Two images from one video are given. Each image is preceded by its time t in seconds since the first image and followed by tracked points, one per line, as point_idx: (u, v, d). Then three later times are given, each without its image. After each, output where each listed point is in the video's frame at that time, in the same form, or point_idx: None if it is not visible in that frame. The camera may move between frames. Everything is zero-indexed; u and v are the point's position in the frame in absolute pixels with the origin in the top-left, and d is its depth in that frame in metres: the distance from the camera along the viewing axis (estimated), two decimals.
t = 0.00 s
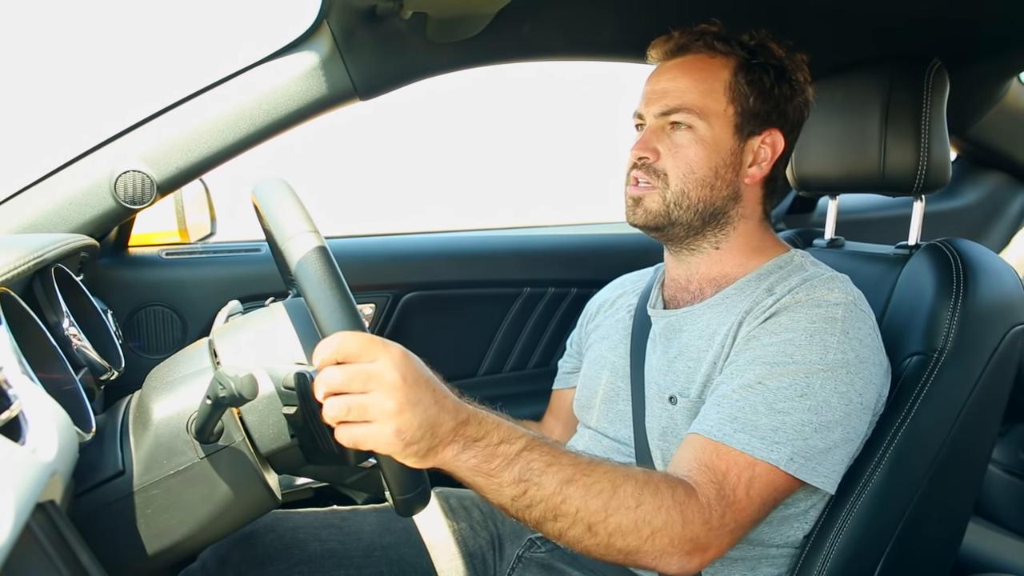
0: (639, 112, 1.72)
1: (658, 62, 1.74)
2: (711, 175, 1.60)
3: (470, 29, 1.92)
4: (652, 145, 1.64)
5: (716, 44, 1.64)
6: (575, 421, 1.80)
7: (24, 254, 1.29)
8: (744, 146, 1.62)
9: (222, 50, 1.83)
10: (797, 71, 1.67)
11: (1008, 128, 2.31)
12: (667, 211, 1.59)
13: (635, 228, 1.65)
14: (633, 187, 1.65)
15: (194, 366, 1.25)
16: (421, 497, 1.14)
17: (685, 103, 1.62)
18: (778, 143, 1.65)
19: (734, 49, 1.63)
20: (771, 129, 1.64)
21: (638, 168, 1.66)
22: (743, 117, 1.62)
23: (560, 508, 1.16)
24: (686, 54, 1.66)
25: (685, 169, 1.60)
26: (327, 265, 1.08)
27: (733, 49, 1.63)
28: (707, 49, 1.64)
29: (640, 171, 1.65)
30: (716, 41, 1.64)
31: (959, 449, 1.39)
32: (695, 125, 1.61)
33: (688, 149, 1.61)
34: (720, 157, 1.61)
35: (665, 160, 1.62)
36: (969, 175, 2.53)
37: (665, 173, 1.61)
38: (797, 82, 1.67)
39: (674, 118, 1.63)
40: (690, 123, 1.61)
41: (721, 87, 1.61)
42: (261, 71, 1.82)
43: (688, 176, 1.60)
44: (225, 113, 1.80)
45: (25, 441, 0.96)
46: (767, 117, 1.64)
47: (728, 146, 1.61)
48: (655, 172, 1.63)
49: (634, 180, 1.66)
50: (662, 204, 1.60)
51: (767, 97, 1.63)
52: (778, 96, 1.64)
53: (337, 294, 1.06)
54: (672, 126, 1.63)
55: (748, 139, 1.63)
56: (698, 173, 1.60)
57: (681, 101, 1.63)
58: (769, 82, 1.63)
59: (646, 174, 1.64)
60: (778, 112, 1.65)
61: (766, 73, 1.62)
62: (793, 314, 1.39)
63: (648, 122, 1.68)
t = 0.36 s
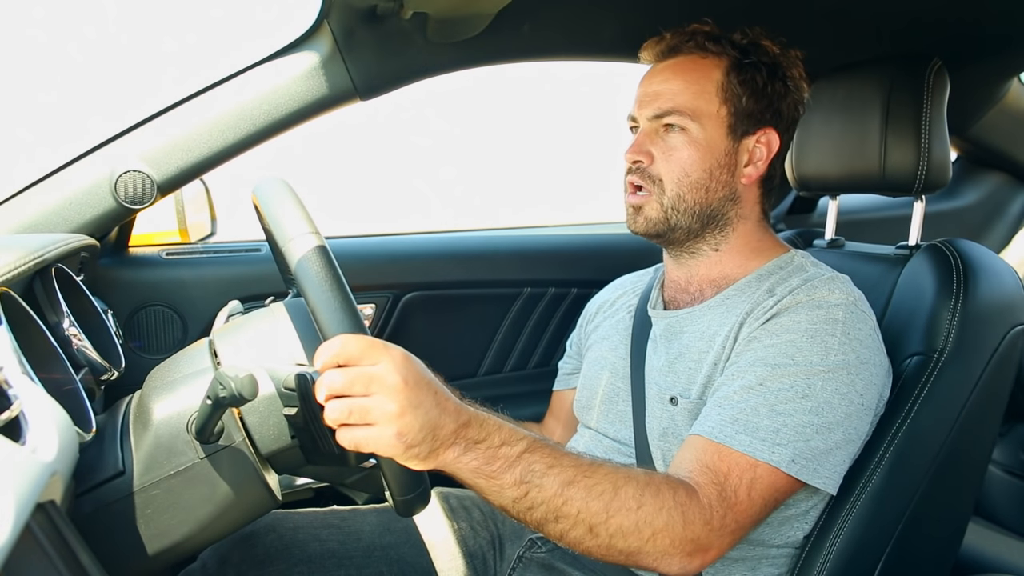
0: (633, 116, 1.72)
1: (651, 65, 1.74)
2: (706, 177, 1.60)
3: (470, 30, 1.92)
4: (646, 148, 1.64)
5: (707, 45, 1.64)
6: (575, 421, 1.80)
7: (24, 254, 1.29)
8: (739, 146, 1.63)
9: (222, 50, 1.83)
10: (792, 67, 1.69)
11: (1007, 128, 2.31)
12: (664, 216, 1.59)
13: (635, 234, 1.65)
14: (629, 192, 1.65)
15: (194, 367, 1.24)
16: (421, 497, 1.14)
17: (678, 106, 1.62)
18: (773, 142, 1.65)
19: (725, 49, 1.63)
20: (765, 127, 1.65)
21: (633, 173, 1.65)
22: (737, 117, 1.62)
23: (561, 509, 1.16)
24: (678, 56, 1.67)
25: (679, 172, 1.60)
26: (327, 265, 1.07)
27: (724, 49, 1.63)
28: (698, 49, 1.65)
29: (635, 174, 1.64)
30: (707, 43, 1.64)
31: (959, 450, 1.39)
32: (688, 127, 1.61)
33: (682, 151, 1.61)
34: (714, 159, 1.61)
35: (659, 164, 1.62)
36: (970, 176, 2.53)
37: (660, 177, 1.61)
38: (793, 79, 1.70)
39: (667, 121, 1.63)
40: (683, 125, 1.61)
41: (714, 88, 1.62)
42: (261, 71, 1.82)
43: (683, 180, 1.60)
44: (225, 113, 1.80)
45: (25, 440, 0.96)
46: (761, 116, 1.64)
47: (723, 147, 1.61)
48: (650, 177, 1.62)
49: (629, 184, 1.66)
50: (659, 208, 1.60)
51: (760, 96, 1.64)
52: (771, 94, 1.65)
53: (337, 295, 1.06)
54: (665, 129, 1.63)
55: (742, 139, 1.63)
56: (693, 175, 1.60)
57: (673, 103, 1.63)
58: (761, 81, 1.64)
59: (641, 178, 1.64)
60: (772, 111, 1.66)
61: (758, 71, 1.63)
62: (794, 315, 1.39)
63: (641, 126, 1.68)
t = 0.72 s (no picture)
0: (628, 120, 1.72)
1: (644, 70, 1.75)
2: (702, 178, 1.60)
3: (470, 30, 1.92)
4: (642, 152, 1.64)
5: (698, 47, 1.65)
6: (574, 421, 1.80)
7: (24, 254, 1.29)
8: (733, 147, 1.63)
9: (223, 50, 1.83)
10: (785, 67, 1.72)
11: (1007, 128, 2.31)
12: (661, 217, 1.59)
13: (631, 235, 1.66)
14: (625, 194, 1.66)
15: (193, 368, 1.24)
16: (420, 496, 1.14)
17: (671, 108, 1.63)
18: (768, 140, 1.66)
19: (717, 51, 1.64)
20: (759, 127, 1.66)
21: (629, 176, 1.66)
22: (731, 118, 1.62)
23: (556, 501, 1.16)
24: (670, 59, 1.67)
25: (675, 172, 1.60)
26: (326, 265, 1.08)
27: (715, 51, 1.64)
28: (689, 52, 1.66)
29: (632, 178, 1.65)
30: (698, 45, 1.65)
31: (960, 449, 1.39)
32: (683, 129, 1.61)
33: (678, 153, 1.61)
34: (709, 160, 1.61)
35: (656, 166, 1.62)
36: (969, 176, 2.53)
37: (657, 178, 1.61)
38: (785, 77, 1.72)
39: (662, 123, 1.63)
40: (678, 127, 1.62)
41: (707, 89, 1.62)
42: (260, 71, 1.82)
43: (679, 180, 1.60)
44: (225, 114, 1.80)
45: (25, 440, 0.96)
46: (754, 116, 1.65)
47: (718, 148, 1.61)
48: (647, 179, 1.63)
49: (626, 187, 1.66)
50: (656, 209, 1.60)
51: (752, 96, 1.64)
52: (764, 93, 1.66)
53: (337, 294, 1.06)
54: (660, 131, 1.63)
55: (736, 139, 1.63)
56: (688, 176, 1.60)
57: (667, 106, 1.63)
58: (753, 82, 1.64)
59: (638, 181, 1.64)
60: (764, 110, 1.67)
61: (750, 72, 1.64)
62: (789, 315, 1.39)
63: (636, 130, 1.69)
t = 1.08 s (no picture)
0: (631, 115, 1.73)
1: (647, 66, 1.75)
2: (703, 171, 1.60)
3: (469, 29, 1.92)
4: (643, 146, 1.65)
5: (699, 43, 1.65)
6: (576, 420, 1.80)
7: (24, 253, 1.29)
8: (735, 141, 1.62)
9: (223, 50, 1.83)
10: (789, 67, 1.70)
11: (1008, 128, 2.31)
12: (662, 211, 1.60)
13: (634, 230, 1.67)
14: (628, 189, 1.67)
15: (194, 367, 1.24)
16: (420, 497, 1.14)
17: (672, 103, 1.63)
18: (770, 136, 1.65)
19: (719, 47, 1.64)
20: (761, 121, 1.65)
21: (631, 170, 1.67)
22: (732, 113, 1.62)
23: (561, 508, 1.17)
24: (673, 55, 1.68)
25: (676, 167, 1.61)
26: (327, 266, 1.07)
27: (716, 47, 1.64)
28: (691, 48, 1.66)
29: (634, 172, 1.65)
30: (700, 41, 1.65)
31: (960, 449, 1.39)
32: (683, 123, 1.62)
33: (679, 146, 1.61)
34: (711, 153, 1.61)
35: (657, 160, 1.63)
36: (970, 176, 2.53)
37: (658, 172, 1.62)
38: (791, 76, 1.71)
39: (663, 118, 1.64)
40: (679, 122, 1.62)
41: (708, 84, 1.62)
42: (260, 70, 1.82)
43: (680, 173, 1.61)
44: (225, 113, 1.80)
45: (25, 440, 0.96)
46: (756, 111, 1.64)
47: (719, 142, 1.61)
48: (648, 172, 1.64)
49: (628, 181, 1.67)
50: (657, 203, 1.61)
51: (754, 91, 1.64)
52: (765, 89, 1.66)
53: (337, 296, 1.06)
54: (661, 126, 1.64)
55: (738, 134, 1.63)
56: (689, 170, 1.60)
57: (668, 101, 1.64)
58: (754, 77, 1.64)
59: (639, 174, 1.65)
60: (767, 105, 1.66)
61: (751, 67, 1.64)
62: (795, 313, 1.38)
63: (639, 125, 1.69)
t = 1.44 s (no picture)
0: (657, 108, 1.70)
1: (665, 59, 1.72)
2: (743, 171, 1.61)
3: (469, 30, 1.91)
4: (682, 141, 1.63)
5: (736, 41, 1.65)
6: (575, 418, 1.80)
7: (23, 254, 1.30)
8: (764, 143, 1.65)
9: (223, 50, 1.83)
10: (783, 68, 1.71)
11: (1009, 128, 2.31)
12: (702, 208, 1.58)
13: (663, 225, 1.63)
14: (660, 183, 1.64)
15: (194, 367, 1.24)
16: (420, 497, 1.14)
17: (715, 99, 1.62)
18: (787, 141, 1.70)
19: (756, 47, 1.65)
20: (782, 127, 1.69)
21: (669, 165, 1.64)
22: (764, 115, 1.65)
23: (563, 506, 1.17)
24: (705, 49, 1.65)
25: (721, 164, 1.60)
26: (328, 268, 1.07)
27: (752, 47, 1.65)
28: (725, 44, 1.65)
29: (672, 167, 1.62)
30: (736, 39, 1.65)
31: (960, 448, 1.39)
32: (725, 121, 1.61)
33: (720, 144, 1.61)
34: (750, 153, 1.63)
35: (697, 156, 1.61)
36: (970, 176, 2.53)
37: (701, 169, 1.60)
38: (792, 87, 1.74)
39: (703, 115, 1.63)
40: (719, 119, 1.62)
41: (747, 84, 1.63)
42: (261, 70, 1.82)
43: (723, 172, 1.60)
44: (226, 113, 1.80)
45: (24, 440, 0.96)
46: (779, 116, 1.69)
47: (752, 142, 1.63)
48: (689, 169, 1.61)
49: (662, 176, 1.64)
50: (699, 200, 1.59)
51: (780, 97, 1.68)
52: (786, 95, 1.70)
53: (337, 297, 1.06)
54: (700, 123, 1.63)
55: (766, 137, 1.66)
56: (733, 169, 1.60)
57: (710, 96, 1.62)
58: (781, 82, 1.68)
59: (678, 170, 1.62)
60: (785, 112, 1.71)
61: (779, 73, 1.68)
62: (796, 309, 1.38)
63: (670, 119, 1.67)
